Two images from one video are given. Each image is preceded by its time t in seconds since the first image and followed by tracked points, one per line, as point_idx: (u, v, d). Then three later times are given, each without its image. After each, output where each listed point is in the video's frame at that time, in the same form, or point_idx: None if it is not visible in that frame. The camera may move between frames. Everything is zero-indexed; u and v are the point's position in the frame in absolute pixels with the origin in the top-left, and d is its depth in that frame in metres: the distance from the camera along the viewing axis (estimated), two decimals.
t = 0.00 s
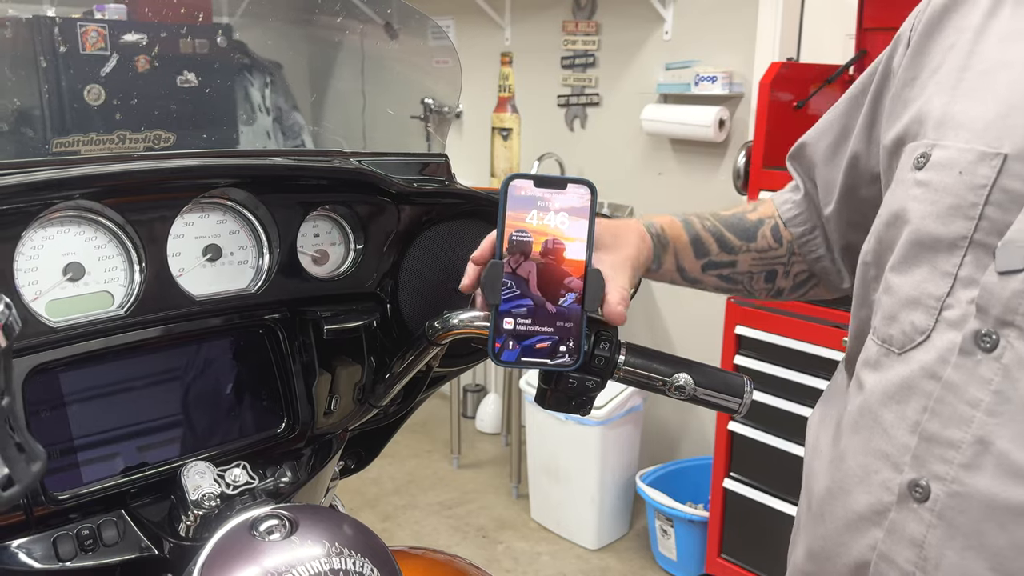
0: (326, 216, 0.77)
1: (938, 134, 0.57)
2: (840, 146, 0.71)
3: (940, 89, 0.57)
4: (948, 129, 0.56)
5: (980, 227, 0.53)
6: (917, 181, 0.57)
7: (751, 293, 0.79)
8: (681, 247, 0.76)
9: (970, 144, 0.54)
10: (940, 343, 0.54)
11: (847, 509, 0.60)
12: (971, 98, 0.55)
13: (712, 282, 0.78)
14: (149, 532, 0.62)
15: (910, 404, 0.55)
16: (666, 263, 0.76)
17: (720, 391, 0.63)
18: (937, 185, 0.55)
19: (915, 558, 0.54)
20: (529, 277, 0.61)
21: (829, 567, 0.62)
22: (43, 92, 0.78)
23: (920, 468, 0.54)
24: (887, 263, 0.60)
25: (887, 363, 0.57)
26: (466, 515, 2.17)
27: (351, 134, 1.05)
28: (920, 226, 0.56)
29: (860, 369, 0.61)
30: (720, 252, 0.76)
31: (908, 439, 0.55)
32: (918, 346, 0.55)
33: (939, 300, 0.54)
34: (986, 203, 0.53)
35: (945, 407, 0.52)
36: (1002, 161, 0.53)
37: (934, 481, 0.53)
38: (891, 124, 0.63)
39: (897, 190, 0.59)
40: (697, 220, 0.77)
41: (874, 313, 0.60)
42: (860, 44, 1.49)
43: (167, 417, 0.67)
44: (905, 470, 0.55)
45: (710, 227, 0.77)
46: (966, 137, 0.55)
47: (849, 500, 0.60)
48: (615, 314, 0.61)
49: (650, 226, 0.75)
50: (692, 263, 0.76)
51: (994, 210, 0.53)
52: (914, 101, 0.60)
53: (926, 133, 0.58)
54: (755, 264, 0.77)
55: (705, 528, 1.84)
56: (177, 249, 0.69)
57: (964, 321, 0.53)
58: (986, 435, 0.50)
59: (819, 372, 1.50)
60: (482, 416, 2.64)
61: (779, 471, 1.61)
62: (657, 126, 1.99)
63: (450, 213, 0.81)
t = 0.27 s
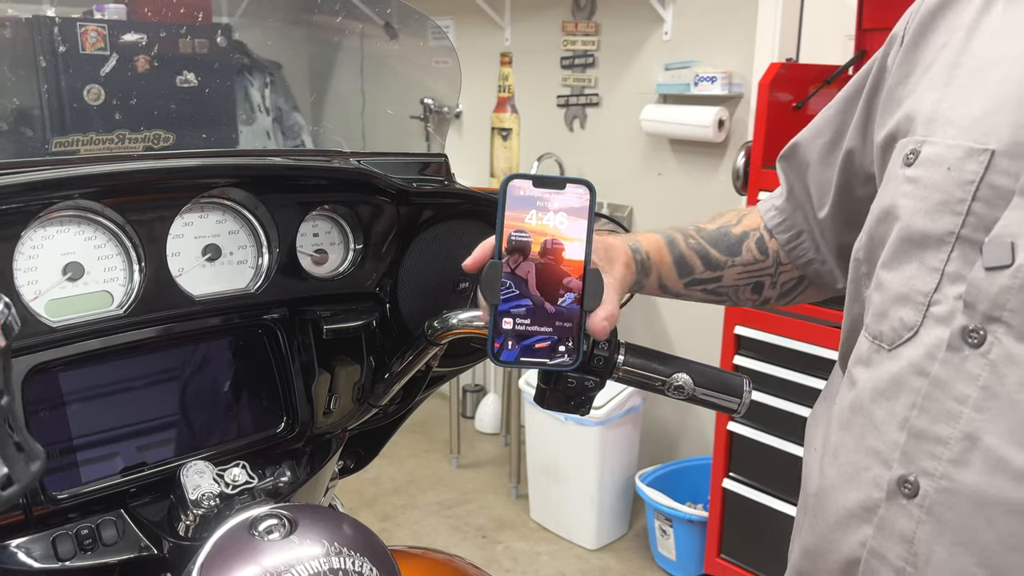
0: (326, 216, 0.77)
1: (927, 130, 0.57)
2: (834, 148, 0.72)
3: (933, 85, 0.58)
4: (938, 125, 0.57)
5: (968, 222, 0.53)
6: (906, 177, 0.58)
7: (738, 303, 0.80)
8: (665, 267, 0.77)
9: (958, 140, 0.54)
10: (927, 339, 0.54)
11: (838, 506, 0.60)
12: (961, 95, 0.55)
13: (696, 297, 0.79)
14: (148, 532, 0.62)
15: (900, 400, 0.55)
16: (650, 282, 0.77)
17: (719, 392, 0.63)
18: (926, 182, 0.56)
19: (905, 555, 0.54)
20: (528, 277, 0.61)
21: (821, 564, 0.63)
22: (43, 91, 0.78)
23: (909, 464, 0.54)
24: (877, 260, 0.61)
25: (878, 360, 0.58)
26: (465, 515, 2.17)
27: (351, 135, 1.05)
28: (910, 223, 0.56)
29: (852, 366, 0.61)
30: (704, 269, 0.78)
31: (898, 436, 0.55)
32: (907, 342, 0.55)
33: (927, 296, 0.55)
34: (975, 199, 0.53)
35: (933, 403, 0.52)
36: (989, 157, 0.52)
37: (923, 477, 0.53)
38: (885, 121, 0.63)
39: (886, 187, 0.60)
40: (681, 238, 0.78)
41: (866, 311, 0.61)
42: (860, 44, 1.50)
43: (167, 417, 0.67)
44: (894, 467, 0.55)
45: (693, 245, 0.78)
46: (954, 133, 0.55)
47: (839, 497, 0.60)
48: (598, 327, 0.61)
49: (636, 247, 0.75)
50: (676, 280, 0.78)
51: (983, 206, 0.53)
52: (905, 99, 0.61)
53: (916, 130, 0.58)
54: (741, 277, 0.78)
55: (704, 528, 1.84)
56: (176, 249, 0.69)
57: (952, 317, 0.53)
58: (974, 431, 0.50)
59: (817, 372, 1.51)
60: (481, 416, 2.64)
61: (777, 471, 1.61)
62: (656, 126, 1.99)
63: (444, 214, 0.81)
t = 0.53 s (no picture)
0: (324, 215, 0.77)
1: (916, 138, 0.58)
2: (822, 148, 0.72)
3: (919, 93, 0.59)
4: (926, 134, 0.57)
5: (959, 233, 0.54)
6: (895, 187, 0.58)
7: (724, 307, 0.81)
8: (650, 279, 0.77)
9: (946, 149, 0.55)
10: (923, 348, 0.55)
11: (836, 514, 0.60)
12: (948, 103, 0.56)
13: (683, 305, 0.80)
14: (146, 530, 0.62)
15: (895, 410, 0.56)
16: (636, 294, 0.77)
17: (716, 390, 0.63)
18: (915, 191, 0.57)
19: (902, 563, 0.55)
20: (527, 276, 0.61)
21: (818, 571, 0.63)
22: (41, 90, 0.77)
23: (904, 474, 0.54)
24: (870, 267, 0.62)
25: (873, 370, 0.58)
26: (464, 515, 2.17)
27: (348, 133, 1.07)
28: (900, 232, 0.57)
29: (847, 375, 0.62)
30: (690, 279, 0.79)
31: (893, 445, 0.56)
32: (901, 352, 0.56)
33: (920, 305, 0.56)
34: (964, 209, 0.54)
35: (927, 413, 0.53)
36: (978, 166, 0.53)
37: (918, 487, 0.53)
38: (873, 127, 0.64)
39: (875, 196, 0.60)
40: (667, 249, 0.78)
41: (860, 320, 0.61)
42: (859, 44, 1.49)
43: (165, 417, 0.67)
44: (890, 476, 0.56)
45: (679, 256, 0.78)
46: (943, 142, 0.56)
47: (836, 504, 0.60)
48: (593, 322, 0.60)
49: (623, 260, 0.75)
50: (662, 292, 0.78)
51: (972, 215, 0.54)
52: (892, 106, 0.62)
53: (904, 137, 0.59)
54: (728, 284, 0.79)
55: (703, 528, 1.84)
56: (175, 247, 0.68)
57: (945, 326, 0.54)
58: (968, 441, 0.51)
59: (816, 372, 1.51)
60: (481, 416, 2.64)
61: (775, 471, 1.61)
62: (656, 126, 1.99)
63: (441, 213, 0.81)
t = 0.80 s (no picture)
0: (323, 216, 0.77)
1: (902, 152, 0.59)
2: (811, 151, 0.72)
3: (903, 106, 0.60)
4: (912, 147, 0.58)
5: (947, 249, 0.55)
6: (882, 201, 0.59)
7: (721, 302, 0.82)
8: (648, 277, 0.77)
9: (931, 165, 0.56)
10: (913, 363, 0.56)
11: (831, 524, 0.61)
12: (933, 116, 0.57)
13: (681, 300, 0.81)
14: (146, 531, 0.62)
15: (886, 423, 0.57)
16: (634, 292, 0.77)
17: (715, 391, 0.63)
18: (901, 207, 0.58)
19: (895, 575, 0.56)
20: (524, 276, 0.61)
21: None
22: (41, 91, 0.78)
23: (896, 488, 0.55)
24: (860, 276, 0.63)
25: (865, 383, 0.59)
26: (463, 515, 2.17)
27: (348, 134, 1.06)
28: (889, 248, 0.58)
29: (841, 387, 0.63)
30: (688, 275, 0.79)
31: (885, 458, 0.57)
32: (892, 366, 0.57)
33: (910, 321, 0.57)
34: (951, 226, 0.55)
35: (917, 428, 0.54)
36: (963, 184, 0.54)
37: (910, 501, 0.55)
38: (860, 135, 0.65)
39: (864, 208, 0.61)
40: (664, 246, 0.78)
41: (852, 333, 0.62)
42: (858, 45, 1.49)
43: (164, 418, 0.67)
44: (883, 490, 0.57)
45: (676, 253, 0.79)
46: (929, 158, 0.57)
47: (831, 515, 0.61)
48: (589, 319, 0.60)
49: (621, 258, 0.75)
50: (660, 288, 0.79)
51: (959, 232, 0.55)
52: (879, 114, 0.63)
53: (891, 150, 0.60)
54: (725, 280, 0.80)
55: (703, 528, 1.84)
56: (174, 248, 0.68)
57: (934, 342, 0.55)
58: (957, 457, 0.52)
59: (814, 371, 1.51)
60: (481, 416, 2.64)
61: (774, 471, 1.61)
62: (656, 127, 1.99)
63: (441, 214, 0.81)
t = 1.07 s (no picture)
0: (324, 217, 0.77)
1: (894, 156, 0.59)
2: (804, 153, 0.72)
3: (895, 109, 0.60)
4: (904, 151, 0.59)
5: (939, 254, 0.55)
6: (874, 205, 0.59)
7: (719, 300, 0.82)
8: (648, 276, 0.78)
9: (923, 169, 0.56)
10: (905, 367, 0.56)
11: (825, 528, 0.62)
12: (925, 120, 0.57)
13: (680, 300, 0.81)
14: (146, 532, 0.62)
15: (880, 427, 0.57)
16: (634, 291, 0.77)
17: (715, 392, 0.63)
18: (894, 211, 0.58)
19: None
20: (524, 278, 0.61)
21: None
22: (42, 93, 0.78)
23: (889, 492, 0.56)
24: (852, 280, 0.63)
25: (858, 387, 0.60)
26: (463, 515, 2.17)
27: (348, 135, 1.05)
28: (881, 251, 0.58)
29: (834, 390, 0.63)
30: (687, 275, 0.79)
31: (877, 462, 0.57)
32: (885, 370, 0.57)
33: (903, 325, 0.57)
34: (943, 230, 0.55)
35: (910, 432, 0.54)
36: (955, 188, 0.54)
37: (903, 505, 0.55)
38: (852, 138, 0.65)
39: (856, 212, 0.61)
40: (663, 246, 0.79)
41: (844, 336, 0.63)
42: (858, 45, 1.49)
43: (164, 419, 0.67)
44: (876, 493, 0.57)
45: (675, 252, 0.79)
46: (921, 162, 0.57)
47: (825, 519, 0.62)
48: (588, 320, 0.61)
49: (620, 258, 0.76)
50: (659, 288, 0.79)
51: (950, 237, 0.55)
52: (872, 117, 0.63)
53: (883, 154, 0.60)
54: (724, 279, 0.80)
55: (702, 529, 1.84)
56: (175, 250, 0.69)
57: (927, 346, 0.55)
58: (949, 461, 0.52)
59: (813, 373, 1.51)
60: (480, 417, 2.64)
61: (773, 472, 1.61)
62: (656, 127, 1.99)
63: (442, 215, 0.81)
